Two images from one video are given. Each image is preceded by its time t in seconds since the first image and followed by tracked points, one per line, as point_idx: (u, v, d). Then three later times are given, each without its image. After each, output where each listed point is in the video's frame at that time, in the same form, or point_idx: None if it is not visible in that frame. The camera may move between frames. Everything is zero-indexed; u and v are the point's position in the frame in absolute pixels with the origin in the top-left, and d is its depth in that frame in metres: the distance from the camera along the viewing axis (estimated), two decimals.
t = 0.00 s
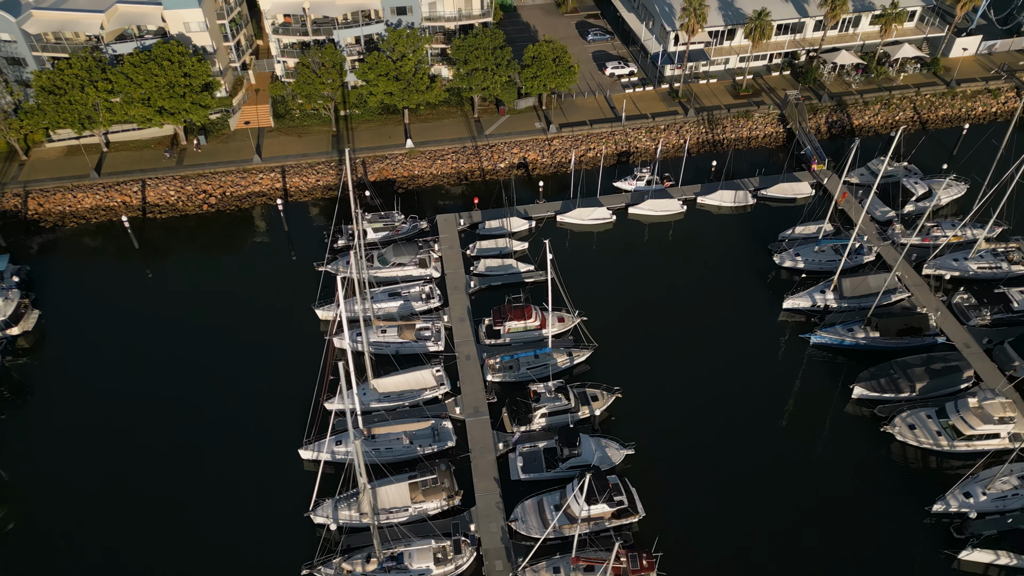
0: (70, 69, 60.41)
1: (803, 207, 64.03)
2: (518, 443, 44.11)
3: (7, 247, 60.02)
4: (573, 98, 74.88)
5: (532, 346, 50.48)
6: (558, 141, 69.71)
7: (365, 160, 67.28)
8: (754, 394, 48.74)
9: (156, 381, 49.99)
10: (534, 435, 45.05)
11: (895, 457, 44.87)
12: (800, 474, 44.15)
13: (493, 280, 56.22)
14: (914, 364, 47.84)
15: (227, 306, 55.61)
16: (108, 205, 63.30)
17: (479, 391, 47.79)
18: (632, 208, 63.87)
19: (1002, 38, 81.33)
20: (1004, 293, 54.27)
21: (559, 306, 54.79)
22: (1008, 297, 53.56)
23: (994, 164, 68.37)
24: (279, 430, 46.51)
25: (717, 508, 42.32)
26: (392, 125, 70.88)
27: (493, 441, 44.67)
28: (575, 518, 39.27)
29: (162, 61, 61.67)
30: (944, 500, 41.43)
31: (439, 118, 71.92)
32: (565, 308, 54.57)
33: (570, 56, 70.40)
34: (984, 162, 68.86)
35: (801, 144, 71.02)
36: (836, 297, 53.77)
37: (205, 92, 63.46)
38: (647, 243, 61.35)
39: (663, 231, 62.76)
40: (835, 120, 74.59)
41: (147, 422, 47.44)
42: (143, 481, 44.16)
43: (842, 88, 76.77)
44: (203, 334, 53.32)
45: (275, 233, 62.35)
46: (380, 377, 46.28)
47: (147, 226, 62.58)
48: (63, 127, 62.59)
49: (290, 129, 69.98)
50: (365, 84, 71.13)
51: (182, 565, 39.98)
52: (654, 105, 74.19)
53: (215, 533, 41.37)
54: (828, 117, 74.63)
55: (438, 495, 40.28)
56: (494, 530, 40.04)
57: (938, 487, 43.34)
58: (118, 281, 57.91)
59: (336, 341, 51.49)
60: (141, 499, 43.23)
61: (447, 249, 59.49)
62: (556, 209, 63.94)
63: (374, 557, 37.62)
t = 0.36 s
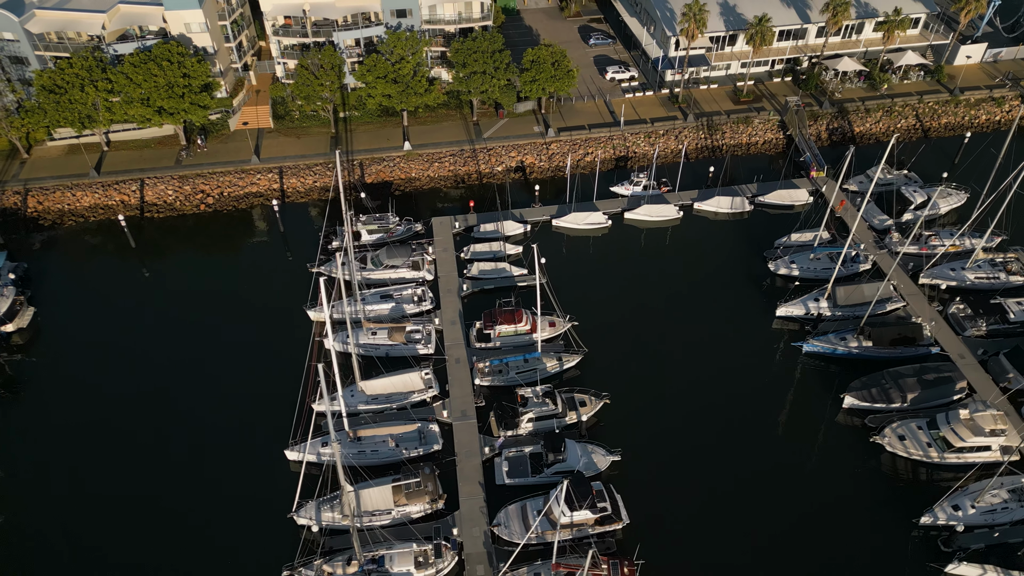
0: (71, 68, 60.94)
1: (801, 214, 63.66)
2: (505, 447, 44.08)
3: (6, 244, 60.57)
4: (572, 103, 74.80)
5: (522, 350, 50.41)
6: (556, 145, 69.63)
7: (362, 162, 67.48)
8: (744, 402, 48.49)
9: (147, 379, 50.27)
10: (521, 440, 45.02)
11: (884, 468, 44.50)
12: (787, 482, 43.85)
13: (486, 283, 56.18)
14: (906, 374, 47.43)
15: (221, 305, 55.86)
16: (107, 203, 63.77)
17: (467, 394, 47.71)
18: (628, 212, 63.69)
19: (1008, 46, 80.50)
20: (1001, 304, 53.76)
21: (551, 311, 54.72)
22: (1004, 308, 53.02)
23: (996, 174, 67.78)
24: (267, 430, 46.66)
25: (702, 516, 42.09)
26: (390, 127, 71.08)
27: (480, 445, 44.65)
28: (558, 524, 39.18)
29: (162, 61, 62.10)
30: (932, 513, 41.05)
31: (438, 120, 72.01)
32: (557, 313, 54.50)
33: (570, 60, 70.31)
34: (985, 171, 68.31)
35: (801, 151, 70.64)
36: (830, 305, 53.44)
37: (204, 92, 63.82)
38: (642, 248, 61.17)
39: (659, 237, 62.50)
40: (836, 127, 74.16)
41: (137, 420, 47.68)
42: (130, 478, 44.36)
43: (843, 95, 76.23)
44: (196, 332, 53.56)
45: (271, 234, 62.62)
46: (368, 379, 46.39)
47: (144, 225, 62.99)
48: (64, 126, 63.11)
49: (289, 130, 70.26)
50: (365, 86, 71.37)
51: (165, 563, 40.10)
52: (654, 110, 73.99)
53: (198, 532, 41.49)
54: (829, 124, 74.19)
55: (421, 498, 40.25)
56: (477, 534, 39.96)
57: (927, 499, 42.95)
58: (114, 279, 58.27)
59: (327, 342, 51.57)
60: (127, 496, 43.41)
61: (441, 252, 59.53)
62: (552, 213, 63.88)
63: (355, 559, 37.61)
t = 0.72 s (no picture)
0: (72, 68, 61.50)
1: (798, 221, 63.31)
2: (490, 452, 44.04)
3: (5, 241, 61.16)
4: (572, 107, 74.75)
5: (512, 354, 50.36)
6: (554, 150, 69.59)
7: (360, 164, 67.65)
8: (733, 410, 48.24)
9: (139, 377, 50.57)
10: (507, 444, 44.93)
11: (873, 478, 44.14)
12: (774, 491, 43.59)
13: (478, 287, 56.20)
14: (897, 384, 47.04)
15: (215, 305, 56.14)
16: (106, 202, 64.27)
17: (455, 398, 47.73)
18: (623, 217, 63.52)
19: (1014, 54, 79.61)
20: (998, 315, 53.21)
21: (543, 315, 54.65)
22: (1001, 319, 52.47)
23: (997, 183, 67.13)
24: (255, 430, 46.83)
25: (687, 523, 41.89)
26: (389, 130, 71.25)
27: (466, 449, 44.61)
28: (540, 530, 39.13)
29: (162, 62, 62.59)
30: (919, 525, 40.66)
31: (436, 123, 72.14)
32: (549, 317, 54.42)
33: (569, 64, 70.25)
34: (986, 180, 67.65)
35: (801, 158, 70.26)
36: (823, 313, 53.14)
37: (203, 93, 64.25)
38: (637, 254, 61.02)
39: (654, 243, 62.33)
40: (836, 135, 73.75)
41: (127, 418, 47.98)
42: (118, 475, 44.61)
43: (845, 102, 75.76)
44: (188, 332, 53.85)
45: (266, 235, 62.92)
46: (356, 381, 46.53)
47: (142, 225, 63.42)
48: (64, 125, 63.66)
49: (288, 131, 70.56)
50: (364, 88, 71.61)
51: (149, 561, 40.32)
52: (653, 115, 73.81)
53: (183, 530, 41.70)
54: (829, 131, 73.78)
55: (404, 502, 40.27)
56: (459, 539, 39.93)
57: (915, 511, 42.54)
58: (110, 277, 58.67)
59: (318, 344, 51.73)
60: (114, 493, 43.66)
61: (435, 254, 59.59)
62: (548, 217, 63.81)
63: (335, 561, 37.69)
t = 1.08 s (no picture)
0: (72, 68, 62.08)
1: (794, 229, 62.96)
2: (476, 456, 43.99)
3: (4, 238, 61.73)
4: (571, 112, 74.72)
5: (501, 358, 50.31)
6: (552, 154, 69.56)
7: (357, 166, 67.85)
8: (722, 417, 48.00)
9: (130, 375, 50.87)
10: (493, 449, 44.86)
11: (861, 489, 43.77)
12: (760, 500, 43.32)
13: (471, 290, 56.24)
14: (888, 394, 46.63)
15: (208, 304, 56.44)
16: (104, 201, 64.76)
17: (443, 401, 47.63)
18: (619, 223, 63.39)
19: (1019, 63, 78.80)
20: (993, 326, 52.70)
21: (534, 320, 54.58)
22: (996, 331, 51.95)
23: (998, 193, 66.50)
24: (243, 430, 47.03)
25: (670, 531, 41.68)
26: (387, 132, 71.45)
27: (452, 452, 44.54)
28: (522, 536, 39.07)
29: (162, 63, 63.08)
30: (906, 537, 40.28)
31: (435, 126, 72.27)
32: (540, 322, 54.35)
33: (568, 68, 70.18)
34: (987, 190, 67.04)
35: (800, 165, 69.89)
36: (815, 322, 52.81)
37: (202, 94, 64.65)
38: (631, 259, 60.86)
39: (649, 248, 62.15)
40: (836, 142, 73.35)
41: (117, 415, 48.26)
42: (105, 472, 44.87)
43: (846, 109, 75.28)
44: (181, 331, 54.15)
45: (262, 236, 63.23)
46: (344, 384, 46.65)
47: (139, 224, 63.86)
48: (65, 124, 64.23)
49: (287, 133, 70.91)
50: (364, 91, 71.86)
51: (132, 558, 40.50)
52: (652, 120, 73.65)
53: (168, 528, 41.90)
54: (830, 138, 73.38)
55: (387, 505, 40.29)
56: (442, 543, 39.84)
57: (903, 522, 42.14)
58: (105, 275, 59.06)
59: (308, 345, 51.87)
60: (100, 490, 43.89)
61: (429, 257, 59.65)
62: (543, 221, 63.75)
63: (316, 564, 37.76)
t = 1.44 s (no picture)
0: (73, 68, 62.69)
1: (791, 236, 62.64)
2: (462, 460, 43.96)
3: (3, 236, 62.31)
4: (570, 116, 74.68)
5: (491, 362, 50.29)
6: (549, 158, 69.57)
7: (355, 168, 68.09)
8: (711, 425, 47.76)
9: (122, 373, 51.21)
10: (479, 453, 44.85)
11: (849, 499, 43.43)
12: (745, 509, 43.06)
13: (463, 294, 56.31)
14: (879, 405, 46.26)
15: (202, 304, 56.76)
16: (103, 201, 65.30)
17: (431, 405, 47.45)
18: (614, 228, 63.32)
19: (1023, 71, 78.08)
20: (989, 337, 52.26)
21: (526, 325, 54.55)
22: (991, 342, 51.50)
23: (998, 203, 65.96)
24: (231, 431, 47.26)
25: (654, 539, 41.49)
26: (386, 135, 71.67)
27: (438, 456, 44.47)
28: (504, 541, 39.04)
29: (161, 64, 63.58)
30: (892, 549, 39.93)
31: (433, 129, 72.45)
32: (531, 327, 54.31)
33: (566, 73, 70.18)
34: (987, 199, 66.52)
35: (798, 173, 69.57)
36: (808, 330, 52.48)
37: (201, 96, 65.10)
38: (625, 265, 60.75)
39: (643, 254, 62.02)
40: (836, 150, 72.98)
41: (107, 412, 48.59)
42: (93, 469, 45.16)
43: (846, 117, 74.88)
44: (174, 330, 54.46)
45: (259, 237, 63.59)
46: (332, 386, 46.75)
47: (137, 224, 64.33)
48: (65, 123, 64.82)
49: (286, 134, 71.29)
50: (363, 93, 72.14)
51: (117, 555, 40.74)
52: (651, 126, 73.53)
53: (154, 526, 42.16)
54: (829, 146, 73.01)
55: (370, 508, 40.42)
56: (424, 547, 39.69)
57: (891, 534, 41.77)
58: (101, 274, 59.53)
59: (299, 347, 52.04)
60: (88, 487, 44.17)
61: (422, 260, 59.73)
62: (538, 225, 63.75)
63: (297, 565, 37.88)
